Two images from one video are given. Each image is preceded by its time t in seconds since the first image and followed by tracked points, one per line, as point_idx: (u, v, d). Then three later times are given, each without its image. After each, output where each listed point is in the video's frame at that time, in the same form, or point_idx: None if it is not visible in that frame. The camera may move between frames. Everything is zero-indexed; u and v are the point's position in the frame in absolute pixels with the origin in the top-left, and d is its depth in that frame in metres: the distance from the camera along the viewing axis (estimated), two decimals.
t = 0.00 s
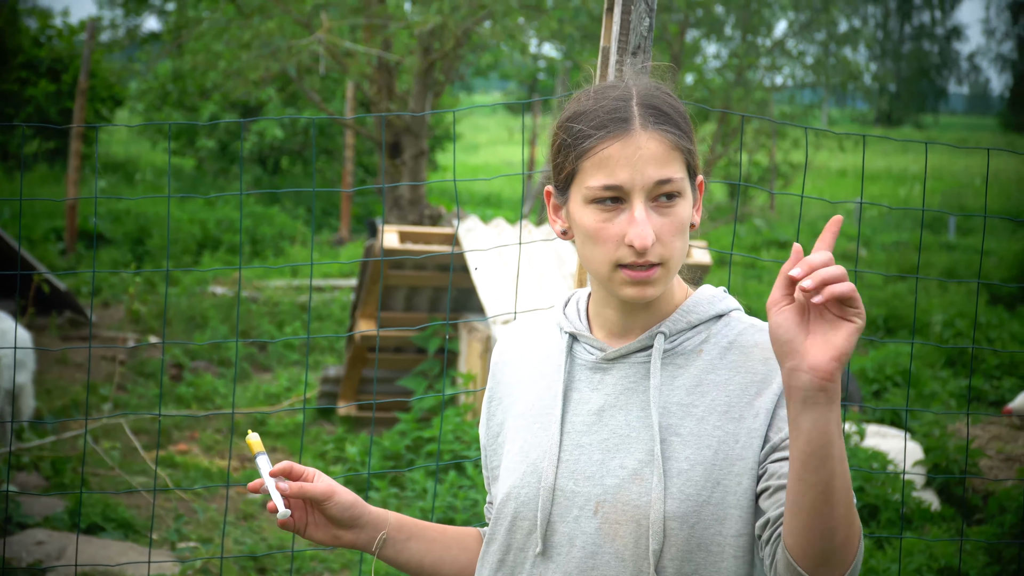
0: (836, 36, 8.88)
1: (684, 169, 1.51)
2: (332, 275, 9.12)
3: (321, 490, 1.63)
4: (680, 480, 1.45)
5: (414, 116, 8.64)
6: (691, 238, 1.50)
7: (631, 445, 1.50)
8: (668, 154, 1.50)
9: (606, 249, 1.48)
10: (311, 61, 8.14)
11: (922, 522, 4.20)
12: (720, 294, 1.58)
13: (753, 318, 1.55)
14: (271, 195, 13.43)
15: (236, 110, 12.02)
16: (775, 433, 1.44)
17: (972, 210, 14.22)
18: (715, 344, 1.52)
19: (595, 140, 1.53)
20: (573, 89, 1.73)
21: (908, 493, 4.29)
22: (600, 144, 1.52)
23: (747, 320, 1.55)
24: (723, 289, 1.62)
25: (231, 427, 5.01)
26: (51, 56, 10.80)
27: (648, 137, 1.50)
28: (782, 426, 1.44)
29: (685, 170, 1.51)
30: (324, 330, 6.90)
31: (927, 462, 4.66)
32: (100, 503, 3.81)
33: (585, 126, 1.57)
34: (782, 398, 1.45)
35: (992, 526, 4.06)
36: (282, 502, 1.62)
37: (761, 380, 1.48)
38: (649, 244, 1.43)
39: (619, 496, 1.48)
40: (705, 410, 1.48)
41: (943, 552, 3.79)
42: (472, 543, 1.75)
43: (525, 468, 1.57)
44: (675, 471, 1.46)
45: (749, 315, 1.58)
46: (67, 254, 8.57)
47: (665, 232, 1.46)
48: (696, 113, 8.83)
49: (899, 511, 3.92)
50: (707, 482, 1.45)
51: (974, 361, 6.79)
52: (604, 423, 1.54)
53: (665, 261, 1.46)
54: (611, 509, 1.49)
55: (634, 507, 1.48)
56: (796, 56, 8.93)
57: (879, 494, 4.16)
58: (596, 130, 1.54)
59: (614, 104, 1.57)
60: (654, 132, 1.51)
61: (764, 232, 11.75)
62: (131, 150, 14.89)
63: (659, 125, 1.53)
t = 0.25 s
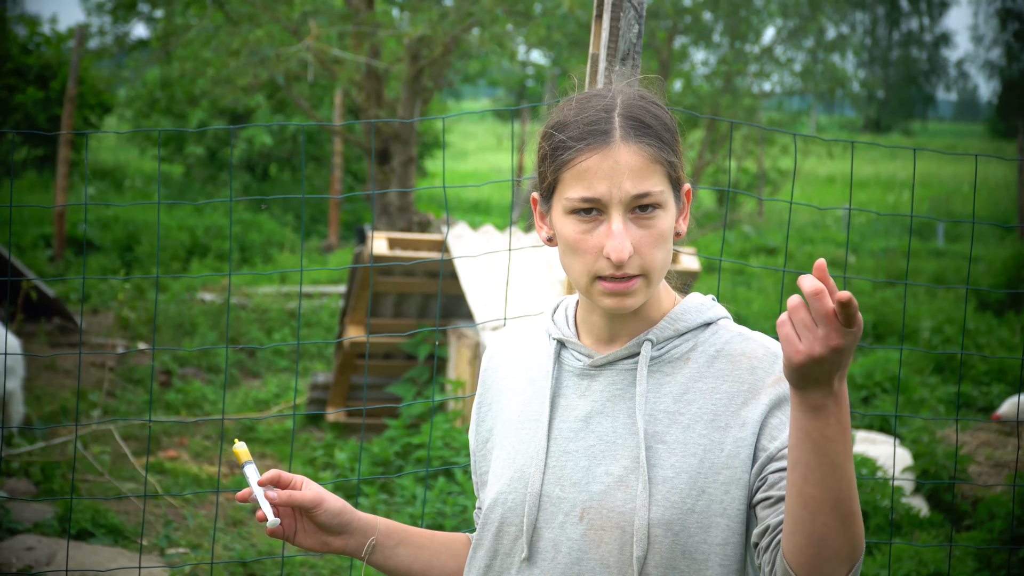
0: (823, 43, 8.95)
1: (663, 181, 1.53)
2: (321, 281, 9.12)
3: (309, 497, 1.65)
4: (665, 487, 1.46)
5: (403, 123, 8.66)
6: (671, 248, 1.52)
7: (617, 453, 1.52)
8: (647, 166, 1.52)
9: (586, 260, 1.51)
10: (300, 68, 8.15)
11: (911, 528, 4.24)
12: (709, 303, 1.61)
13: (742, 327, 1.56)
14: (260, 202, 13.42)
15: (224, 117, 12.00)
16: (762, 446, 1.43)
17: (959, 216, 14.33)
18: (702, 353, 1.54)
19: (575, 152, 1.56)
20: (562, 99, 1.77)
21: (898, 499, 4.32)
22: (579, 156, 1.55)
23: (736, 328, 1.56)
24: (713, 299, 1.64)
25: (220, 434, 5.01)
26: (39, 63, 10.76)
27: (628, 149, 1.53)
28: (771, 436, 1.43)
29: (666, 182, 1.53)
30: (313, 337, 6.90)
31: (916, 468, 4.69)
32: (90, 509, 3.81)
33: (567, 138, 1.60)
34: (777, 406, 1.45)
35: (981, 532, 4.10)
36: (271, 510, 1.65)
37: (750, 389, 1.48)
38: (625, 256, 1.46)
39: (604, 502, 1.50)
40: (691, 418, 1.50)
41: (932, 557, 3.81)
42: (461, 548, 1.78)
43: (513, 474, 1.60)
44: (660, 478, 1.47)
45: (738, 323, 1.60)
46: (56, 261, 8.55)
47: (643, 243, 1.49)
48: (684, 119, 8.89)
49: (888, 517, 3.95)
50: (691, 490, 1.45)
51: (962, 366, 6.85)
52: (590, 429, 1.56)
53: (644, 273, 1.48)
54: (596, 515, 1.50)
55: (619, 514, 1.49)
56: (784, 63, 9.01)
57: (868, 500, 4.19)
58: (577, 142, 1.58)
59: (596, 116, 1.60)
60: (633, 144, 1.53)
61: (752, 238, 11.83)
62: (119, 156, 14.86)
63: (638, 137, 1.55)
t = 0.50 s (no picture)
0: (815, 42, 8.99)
1: (646, 178, 1.55)
2: (313, 279, 9.14)
3: (303, 491, 1.67)
4: (655, 484, 1.49)
5: (396, 120, 8.67)
6: (653, 246, 1.53)
7: (609, 449, 1.54)
8: (627, 164, 1.54)
9: (567, 257, 1.54)
10: (292, 65, 8.14)
11: (902, 525, 4.28)
12: (703, 301, 1.62)
13: (735, 325, 1.58)
14: (252, 199, 13.41)
15: (216, 115, 11.98)
16: (750, 443, 1.44)
17: (950, 215, 14.41)
18: (695, 350, 1.55)
19: (556, 151, 1.59)
20: (557, 96, 1.79)
21: (889, 496, 4.36)
22: (559, 155, 1.58)
23: (728, 327, 1.57)
24: (707, 297, 1.66)
25: (212, 430, 5.02)
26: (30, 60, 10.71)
27: (606, 148, 1.55)
28: (760, 433, 1.44)
29: (647, 179, 1.54)
30: (305, 334, 6.92)
31: (908, 465, 4.73)
32: (82, 505, 3.82)
33: (551, 137, 1.63)
34: (765, 404, 1.46)
35: (972, 528, 4.14)
36: (264, 504, 1.67)
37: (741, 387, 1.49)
38: (601, 253, 1.48)
39: (595, 498, 1.52)
40: (683, 415, 1.52)
41: (923, 554, 3.85)
42: (454, 543, 1.79)
43: (505, 469, 1.63)
44: (652, 474, 1.50)
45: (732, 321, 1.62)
46: (48, 259, 8.54)
47: (622, 242, 1.51)
48: (676, 117, 8.93)
49: (880, 514, 3.99)
50: (682, 487, 1.48)
51: (953, 364, 6.91)
52: (582, 426, 1.58)
53: (624, 270, 1.51)
54: (588, 511, 1.53)
55: (610, 510, 1.51)
56: (776, 61, 9.05)
57: (860, 497, 4.23)
58: (559, 141, 1.60)
59: (579, 115, 1.63)
60: (611, 143, 1.55)
61: (744, 236, 11.89)
62: (111, 154, 14.82)
63: (618, 134, 1.56)
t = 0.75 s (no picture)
0: (806, 36, 9.00)
1: (623, 171, 1.55)
2: (306, 275, 9.12)
3: (294, 492, 1.67)
4: (642, 475, 1.49)
5: (387, 115, 8.65)
6: (630, 241, 1.54)
7: (596, 442, 1.55)
8: (601, 158, 1.54)
9: (544, 250, 1.55)
10: (283, 61, 8.11)
11: (896, 518, 4.30)
12: (689, 294, 1.63)
13: (720, 317, 1.59)
14: (244, 196, 13.37)
15: (207, 111, 11.94)
16: (734, 431, 1.45)
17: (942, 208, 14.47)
18: (681, 342, 1.57)
19: (533, 145, 1.60)
20: (542, 89, 1.80)
21: (882, 489, 4.38)
22: (536, 149, 1.59)
23: (714, 319, 1.59)
24: (694, 290, 1.67)
25: (205, 427, 5.02)
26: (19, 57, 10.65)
27: (580, 142, 1.55)
28: (743, 423, 1.45)
29: (622, 173, 1.54)
30: (298, 330, 6.91)
31: (901, 458, 4.76)
32: (75, 503, 3.82)
33: (530, 131, 1.64)
34: (749, 394, 1.47)
35: (966, 521, 4.17)
36: (256, 506, 1.67)
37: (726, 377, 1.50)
38: (573, 249, 1.50)
39: (583, 490, 1.53)
40: (669, 406, 1.52)
41: (917, 547, 3.87)
42: (448, 542, 1.79)
43: (494, 464, 1.63)
44: (639, 466, 1.50)
45: (718, 313, 1.63)
46: (40, 256, 8.50)
47: (598, 237, 1.52)
48: (668, 112, 8.93)
49: (874, 507, 4.01)
50: (669, 478, 1.48)
51: (946, 357, 6.94)
52: (570, 419, 1.59)
53: (601, 264, 1.52)
54: (575, 504, 1.53)
55: (598, 503, 1.52)
56: (767, 54, 9.07)
57: (853, 490, 4.25)
58: (536, 135, 1.61)
59: (558, 109, 1.63)
60: (585, 137, 1.56)
61: (737, 230, 11.91)
62: (102, 151, 14.75)
63: (593, 129, 1.57)
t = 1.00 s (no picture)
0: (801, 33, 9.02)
1: (607, 166, 1.56)
2: (301, 273, 9.12)
3: (291, 496, 1.69)
4: (635, 473, 1.50)
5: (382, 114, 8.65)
6: (618, 235, 1.55)
7: (588, 441, 1.56)
8: (585, 154, 1.55)
9: (531, 246, 1.56)
10: (277, 60, 8.10)
11: (892, 516, 4.32)
12: (680, 292, 1.65)
13: (709, 314, 1.61)
14: (238, 194, 13.37)
15: (202, 110, 11.93)
16: (724, 428, 1.47)
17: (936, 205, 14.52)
18: (672, 339, 1.58)
19: (518, 143, 1.62)
20: (528, 88, 1.81)
21: (878, 487, 4.40)
22: (522, 146, 1.60)
23: (703, 315, 1.60)
24: (685, 287, 1.68)
25: (200, 426, 5.03)
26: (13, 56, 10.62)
27: (565, 138, 1.56)
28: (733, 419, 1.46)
29: (607, 168, 1.55)
30: (293, 329, 6.91)
31: (897, 455, 4.78)
32: (71, 502, 3.82)
33: (516, 129, 1.66)
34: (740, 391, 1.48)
35: (962, 519, 4.19)
36: (252, 509, 1.69)
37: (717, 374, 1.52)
38: (561, 242, 1.51)
39: (577, 489, 1.54)
40: (661, 404, 1.54)
41: (913, 544, 3.89)
42: (445, 542, 1.80)
43: (488, 464, 1.64)
44: (631, 465, 1.51)
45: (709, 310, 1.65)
46: (35, 256, 8.50)
47: (585, 231, 1.53)
48: (663, 109, 8.94)
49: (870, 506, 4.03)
50: (661, 476, 1.50)
51: (941, 354, 6.97)
52: (563, 418, 1.60)
53: (589, 258, 1.53)
54: (569, 503, 1.54)
55: (591, 501, 1.53)
56: (762, 52, 9.09)
57: (849, 488, 4.28)
58: (522, 133, 1.62)
59: (543, 107, 1.64)
60: (570, 133, 1.57)
61: (731, 227, 11.94)
62: (96, 150, 14.72)
63: (578, 125, 1.58)
